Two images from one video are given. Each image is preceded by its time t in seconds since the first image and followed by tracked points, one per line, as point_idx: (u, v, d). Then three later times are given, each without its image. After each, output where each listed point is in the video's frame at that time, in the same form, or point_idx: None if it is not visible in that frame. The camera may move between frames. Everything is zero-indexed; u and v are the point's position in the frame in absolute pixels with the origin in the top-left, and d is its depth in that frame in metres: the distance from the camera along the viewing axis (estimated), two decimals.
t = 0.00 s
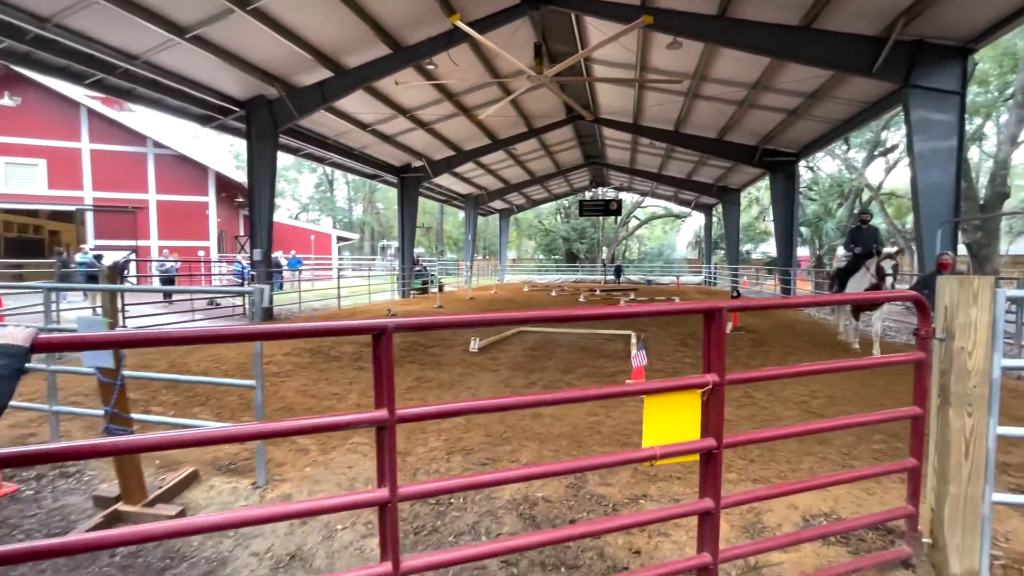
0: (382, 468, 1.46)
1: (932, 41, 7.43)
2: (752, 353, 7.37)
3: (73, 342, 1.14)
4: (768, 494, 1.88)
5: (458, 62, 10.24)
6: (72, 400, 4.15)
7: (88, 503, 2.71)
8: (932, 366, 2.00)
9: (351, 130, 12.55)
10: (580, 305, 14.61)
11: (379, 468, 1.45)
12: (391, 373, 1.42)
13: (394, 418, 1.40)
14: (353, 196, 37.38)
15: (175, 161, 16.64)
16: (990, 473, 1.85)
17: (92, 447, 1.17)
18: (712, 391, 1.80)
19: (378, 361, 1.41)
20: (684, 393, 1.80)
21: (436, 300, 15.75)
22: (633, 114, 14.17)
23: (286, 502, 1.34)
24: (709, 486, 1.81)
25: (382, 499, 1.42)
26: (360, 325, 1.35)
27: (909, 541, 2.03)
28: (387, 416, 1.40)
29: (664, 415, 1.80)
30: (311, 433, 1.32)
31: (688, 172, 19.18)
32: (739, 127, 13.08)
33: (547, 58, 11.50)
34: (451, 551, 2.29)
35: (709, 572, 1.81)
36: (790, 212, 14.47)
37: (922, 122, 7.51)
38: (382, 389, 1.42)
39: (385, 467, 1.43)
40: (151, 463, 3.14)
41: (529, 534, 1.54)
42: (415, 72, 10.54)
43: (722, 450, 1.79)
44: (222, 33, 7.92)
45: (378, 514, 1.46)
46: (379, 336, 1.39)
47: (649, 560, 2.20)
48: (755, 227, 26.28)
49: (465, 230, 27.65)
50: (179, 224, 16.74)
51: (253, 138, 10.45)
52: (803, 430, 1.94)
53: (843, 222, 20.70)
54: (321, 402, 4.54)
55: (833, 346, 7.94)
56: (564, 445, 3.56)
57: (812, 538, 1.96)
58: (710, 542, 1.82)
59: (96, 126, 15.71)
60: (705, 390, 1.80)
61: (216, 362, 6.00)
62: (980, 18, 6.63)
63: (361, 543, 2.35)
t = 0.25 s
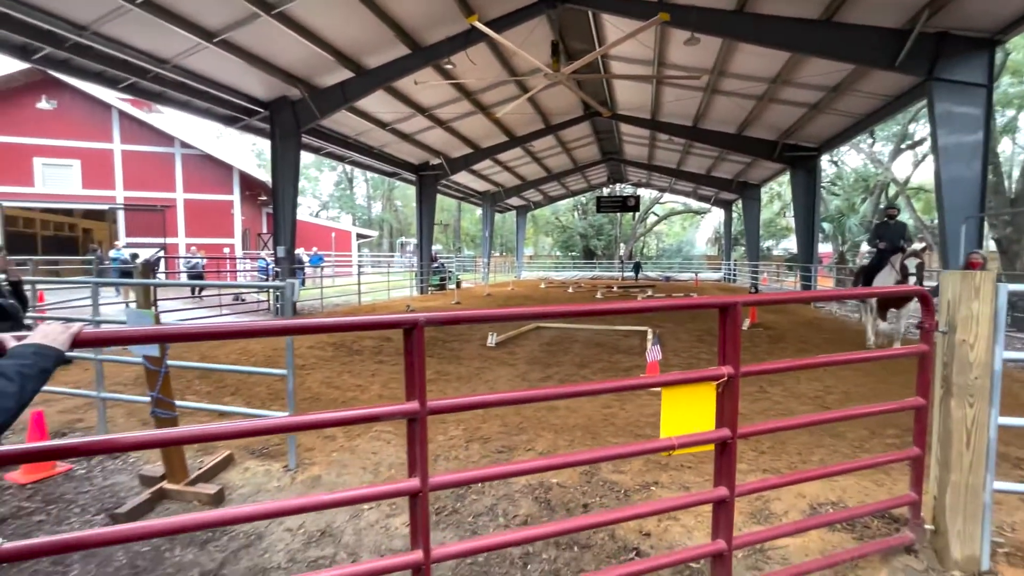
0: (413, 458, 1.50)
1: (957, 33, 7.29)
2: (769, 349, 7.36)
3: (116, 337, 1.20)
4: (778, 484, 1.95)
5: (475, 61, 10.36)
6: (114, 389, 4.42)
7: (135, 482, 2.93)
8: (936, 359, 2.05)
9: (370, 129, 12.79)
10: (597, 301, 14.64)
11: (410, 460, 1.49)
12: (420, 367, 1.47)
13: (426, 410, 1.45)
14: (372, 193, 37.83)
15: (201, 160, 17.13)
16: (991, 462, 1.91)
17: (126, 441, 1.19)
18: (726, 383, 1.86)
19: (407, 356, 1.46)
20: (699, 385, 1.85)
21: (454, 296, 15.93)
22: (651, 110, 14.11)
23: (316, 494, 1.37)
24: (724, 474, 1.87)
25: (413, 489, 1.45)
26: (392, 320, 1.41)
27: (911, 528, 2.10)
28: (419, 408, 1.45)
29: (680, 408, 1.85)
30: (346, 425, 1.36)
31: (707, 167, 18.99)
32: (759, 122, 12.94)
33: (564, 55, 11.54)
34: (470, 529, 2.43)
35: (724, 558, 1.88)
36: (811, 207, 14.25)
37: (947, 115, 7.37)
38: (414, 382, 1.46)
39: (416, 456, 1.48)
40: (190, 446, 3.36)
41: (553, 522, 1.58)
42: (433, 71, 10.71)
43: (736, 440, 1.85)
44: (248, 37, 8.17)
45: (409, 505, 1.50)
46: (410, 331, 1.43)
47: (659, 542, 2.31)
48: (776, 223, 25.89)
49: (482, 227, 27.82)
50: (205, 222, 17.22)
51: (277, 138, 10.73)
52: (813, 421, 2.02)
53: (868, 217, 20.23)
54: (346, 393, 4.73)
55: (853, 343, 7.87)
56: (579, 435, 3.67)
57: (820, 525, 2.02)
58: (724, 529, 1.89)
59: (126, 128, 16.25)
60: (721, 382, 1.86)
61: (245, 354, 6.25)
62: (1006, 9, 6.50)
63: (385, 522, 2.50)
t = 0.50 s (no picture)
0: (455, 450, 1.52)
1: (981, 26, 7.20)
2: (785, 345, 7.39)
3: (165, 334, 1.23)
4: (793, 472, 2.02)
5: (492, 60, 10.50)
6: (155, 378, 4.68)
7: (179, 462, 3.16)
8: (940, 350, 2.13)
9: (389, 128, 13.02)
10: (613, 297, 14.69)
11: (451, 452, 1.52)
12: (463, 363, 1.49)
13: (467, 403, 1.48)
14: (389, 190, 38.25)
15: (225, 159, 17.57)
16: (992, 449, 2.00)
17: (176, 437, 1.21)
18: (749, 376, 1.91)
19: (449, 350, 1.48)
20: (723, 377, 1.90)
21: (471, 292, 16.13)
22: (667, 105, 14.08)
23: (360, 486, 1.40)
24: (745, 463, 1.92)
25: (453, 481, 1.48)
26: (435, 315, 1.43)
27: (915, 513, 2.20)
28: (460, 402, 1.47)
29: (703, 399, 1.89)
30: (391, 419, 1.37)
31: (725, 162, 18.84)
32: (777, 117, 12.83)
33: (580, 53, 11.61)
34: (492, 509, 2.58)
35: (745, 544, 1.91)
36: (831, 203, 14.08)
37: (970, 109, 7.28)
38: (455, 377, 1.49)
39: (458, 449, 1.50)
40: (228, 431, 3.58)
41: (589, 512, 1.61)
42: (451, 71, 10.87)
43: (758, 431, 1.90)
44: (273, 40, 8.42)
45: (449, 496, 1.52)
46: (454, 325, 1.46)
47: (671, 525, 2.43)
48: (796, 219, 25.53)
49: (498, 224, 27.98)
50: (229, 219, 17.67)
51: (299, 138, 11.00)
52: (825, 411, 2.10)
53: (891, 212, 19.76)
54: (370, 384, 4.94)
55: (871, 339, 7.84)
56: (595, 424, 3.81)
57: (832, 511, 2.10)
58: (745, 516, 1.92)
59: (154, 128, 16.76)
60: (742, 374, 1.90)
61: (273, 346, 6.51)
62: None
63: (412, 500, 2.67)
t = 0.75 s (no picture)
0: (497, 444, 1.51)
1: (995, 21, 7.17)
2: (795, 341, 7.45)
3: (210, 329, 1.21)
4: (807, 460, 2.08)
5: (505, 58, 10.61)
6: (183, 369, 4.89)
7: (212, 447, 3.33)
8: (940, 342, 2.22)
9: (402, 126, 13.18)
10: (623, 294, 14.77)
11: (492, 444, 1.52)
12: (505, 358, 1.49)
13: (509, 397, 1.48)
14: (400, 188, 38.51)
15: (240, 158, 17.84)
16: (989, 435, 2.10)
17: (224, 434, 1.20)
18: (767, 367, 1.96)
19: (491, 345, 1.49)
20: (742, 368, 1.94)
21: (482, 289, 16.29)
22: (678, 102, 14.09)
23: (405, 482, 1.40)
24: (764, 451, 1.96)
25: (494, 474, 1.48)
26: (479, 309, 1.43)
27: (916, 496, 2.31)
28: (501, 396, 1.47)
29: (726, 390, 1.94)
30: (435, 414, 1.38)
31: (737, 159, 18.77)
32: (789, 113, 12.80)
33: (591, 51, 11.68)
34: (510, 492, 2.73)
35: (764, 530, 1.94)
36: (843, 199, 14.01)
37: (984, 105, 7.26)
38: (498, 370, 1.49)
39: (499, 443, 1.50)
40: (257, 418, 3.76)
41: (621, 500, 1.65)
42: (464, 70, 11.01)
43: (777, 420, 1.94)
44: (290, 41, 8.60)
45: (490, 489, 1.53)
46: (496, 319, 1.46)
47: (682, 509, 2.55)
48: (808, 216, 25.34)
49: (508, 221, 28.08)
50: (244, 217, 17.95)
51: (314, 137, 11.19)
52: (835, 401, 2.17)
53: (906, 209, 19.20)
54: (388, 376, 5.10)
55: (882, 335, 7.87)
56: (607, 415, 3.94)
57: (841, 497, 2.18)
58: (764, 504, 1.96)
59: (171, 128, 17.08)
60: (763, 365, 1.95)
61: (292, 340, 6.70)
62: None
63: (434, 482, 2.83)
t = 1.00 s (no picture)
0: (543, 442, 1.54)
1: (1004, 19, 7.19)
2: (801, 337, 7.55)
3: (265, 334, 1.18)
4: (817, 451, 2.17)
5: (513, 58, 10.74)
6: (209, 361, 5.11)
7: (240, 435, 3.51)
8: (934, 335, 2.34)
9: (411, 125, 13.34)
10: (630, 291, 14.90)
11: (539, 443, 1.55)
12: (552, 359, 1.52)
13: (556, 395, 1.51)
14: (408, 185, 38.72)
15: (251, 156, 18.00)
16: (979, 423, 2.22)
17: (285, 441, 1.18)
18: (786, 362, 2.02)
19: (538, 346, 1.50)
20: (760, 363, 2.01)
21: (490, 286, 16.46)
22: (686, 100, 14.13)
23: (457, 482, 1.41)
24: (781, 443, 2.04)
25: (541, 472, 1.51)
26: (528, 310, 1.46)
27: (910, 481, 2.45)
28: (549, 395, 1.50)
29: (748, 384, 2.00)
30: (488, 413, 1.40)
31: (745, 156, 18.77)
32: (797, 111, 12.82)
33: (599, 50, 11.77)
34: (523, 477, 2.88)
35: (781, 519, 2.02)
36: (851, 196, 14.02)
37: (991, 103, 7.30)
38: (544, 369, 1.52)
39: (546, 439, 1.53)
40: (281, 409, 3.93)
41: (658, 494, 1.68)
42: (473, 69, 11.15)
43: (794, 413, 2.02)
44: (303, 42, 8.76)
45: (536, 486, 1.56)
46: (544, 318, 1.50)
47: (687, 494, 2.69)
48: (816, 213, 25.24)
49: (516, 219, 28.19)
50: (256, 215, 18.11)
51: (326, 136, 11.37)
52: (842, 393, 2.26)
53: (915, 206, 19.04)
54: (404, 369, 5.29)
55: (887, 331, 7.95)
56: (616, 407, 4.10)
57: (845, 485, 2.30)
58: (781, 493, 2.03)
59: (184, 127, 17.34)
60: (780, 361, 2.01)
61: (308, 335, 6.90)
62: None
63: (451, 468, 2.99)
